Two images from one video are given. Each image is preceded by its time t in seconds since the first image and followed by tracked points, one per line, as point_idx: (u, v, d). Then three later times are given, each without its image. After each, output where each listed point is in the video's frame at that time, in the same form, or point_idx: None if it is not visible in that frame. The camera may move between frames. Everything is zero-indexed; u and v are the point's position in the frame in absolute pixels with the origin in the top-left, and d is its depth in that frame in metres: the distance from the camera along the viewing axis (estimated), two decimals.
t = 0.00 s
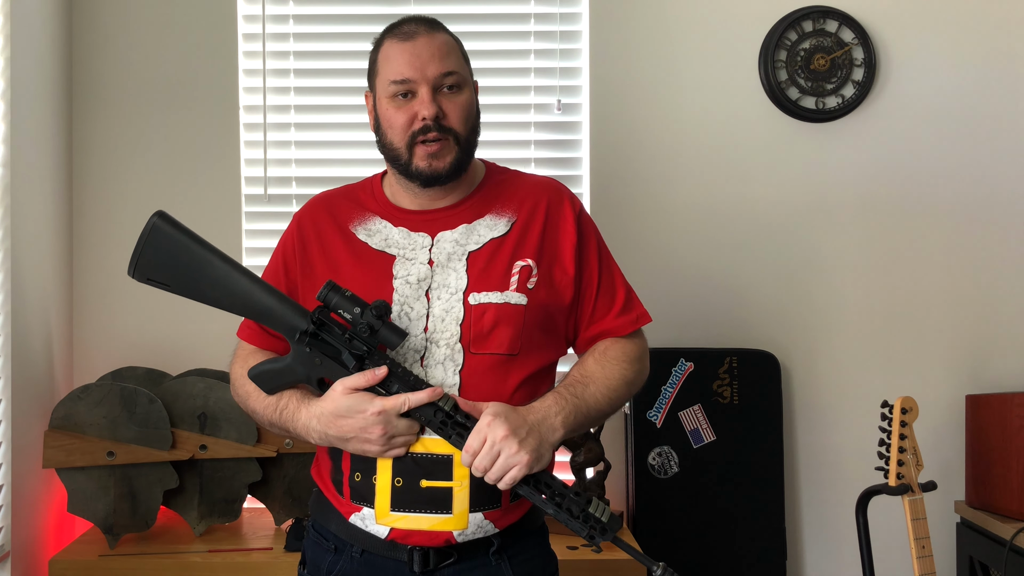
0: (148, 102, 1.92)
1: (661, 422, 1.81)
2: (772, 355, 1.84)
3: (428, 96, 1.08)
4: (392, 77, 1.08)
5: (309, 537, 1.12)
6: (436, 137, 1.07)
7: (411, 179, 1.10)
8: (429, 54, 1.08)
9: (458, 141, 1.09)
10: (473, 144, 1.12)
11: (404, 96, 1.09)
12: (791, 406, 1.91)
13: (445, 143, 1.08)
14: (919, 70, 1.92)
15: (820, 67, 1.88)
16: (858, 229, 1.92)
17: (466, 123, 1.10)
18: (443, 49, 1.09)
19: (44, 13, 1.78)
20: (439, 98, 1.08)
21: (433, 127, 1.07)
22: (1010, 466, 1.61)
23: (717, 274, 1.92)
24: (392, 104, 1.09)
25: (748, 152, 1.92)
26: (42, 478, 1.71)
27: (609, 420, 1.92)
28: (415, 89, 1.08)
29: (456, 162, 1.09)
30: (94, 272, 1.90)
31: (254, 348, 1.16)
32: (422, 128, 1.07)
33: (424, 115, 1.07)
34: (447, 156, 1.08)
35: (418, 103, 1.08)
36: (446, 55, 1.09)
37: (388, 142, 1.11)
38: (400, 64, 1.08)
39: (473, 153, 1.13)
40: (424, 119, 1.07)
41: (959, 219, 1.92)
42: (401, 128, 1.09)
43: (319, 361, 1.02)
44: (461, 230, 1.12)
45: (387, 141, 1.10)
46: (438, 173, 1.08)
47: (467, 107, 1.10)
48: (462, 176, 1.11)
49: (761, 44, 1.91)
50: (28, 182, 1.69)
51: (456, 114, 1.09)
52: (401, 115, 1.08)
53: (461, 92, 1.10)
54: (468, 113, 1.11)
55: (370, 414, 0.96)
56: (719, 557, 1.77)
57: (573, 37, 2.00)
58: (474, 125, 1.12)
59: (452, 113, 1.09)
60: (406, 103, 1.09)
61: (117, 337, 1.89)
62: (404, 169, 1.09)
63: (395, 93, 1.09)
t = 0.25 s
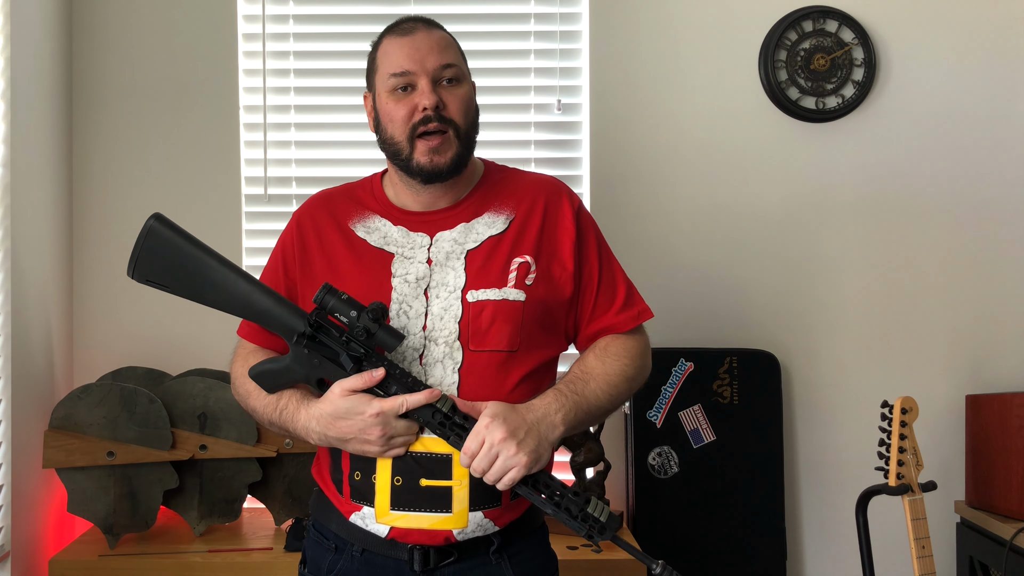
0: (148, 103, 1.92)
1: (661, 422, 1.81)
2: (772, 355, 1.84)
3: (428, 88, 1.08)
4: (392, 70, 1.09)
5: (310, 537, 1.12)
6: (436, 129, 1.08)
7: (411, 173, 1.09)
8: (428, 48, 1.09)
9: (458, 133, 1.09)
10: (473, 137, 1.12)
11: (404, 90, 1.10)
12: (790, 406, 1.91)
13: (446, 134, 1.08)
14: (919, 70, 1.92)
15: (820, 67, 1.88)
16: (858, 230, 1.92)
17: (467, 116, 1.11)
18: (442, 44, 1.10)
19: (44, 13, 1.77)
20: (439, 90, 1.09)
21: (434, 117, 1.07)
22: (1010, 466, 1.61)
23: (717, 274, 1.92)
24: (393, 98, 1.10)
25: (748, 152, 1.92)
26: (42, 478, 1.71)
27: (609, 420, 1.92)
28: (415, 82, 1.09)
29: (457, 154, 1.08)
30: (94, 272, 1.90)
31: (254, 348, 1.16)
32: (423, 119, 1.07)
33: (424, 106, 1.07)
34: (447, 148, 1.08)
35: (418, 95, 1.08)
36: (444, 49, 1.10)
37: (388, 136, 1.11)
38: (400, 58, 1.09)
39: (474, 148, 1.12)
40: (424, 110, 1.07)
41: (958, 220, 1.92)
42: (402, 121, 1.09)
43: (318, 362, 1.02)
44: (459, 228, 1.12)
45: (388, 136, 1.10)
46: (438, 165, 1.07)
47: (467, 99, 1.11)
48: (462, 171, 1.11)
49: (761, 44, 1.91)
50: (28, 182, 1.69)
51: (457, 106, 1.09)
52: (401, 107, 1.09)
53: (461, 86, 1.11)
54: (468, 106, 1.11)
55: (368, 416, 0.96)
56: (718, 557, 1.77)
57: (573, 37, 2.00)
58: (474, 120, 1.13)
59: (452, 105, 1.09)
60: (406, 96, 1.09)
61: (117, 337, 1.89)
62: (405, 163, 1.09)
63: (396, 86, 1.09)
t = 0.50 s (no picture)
0: (148, 102, 1.92)
1: (661, 422, 1.81)
2: (772, 355, 1.84)
3: (442, 92, 1.09)
4: (408, 70, 1.09)
5: (310, 537, 1.12)
6: (448, 133, 1.08)
7: (419, 174, 1.09)
8: (445, 51, 1.09)
9: (467, 139, 1.09)
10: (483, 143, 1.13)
11: (418, 91, 1.10)
12: (790, 406, 1.91)
13: (456, 139, 1.09)
14: (919, 70, 1.92)
15: (820, 67, 1.88)
16: (858, 230, 1.92)
17: (478, 122, 1.11)
18: (458, 48, 1.11)
19: (44, 13, 1.77)
20: (453, 95, 1.09)
21: (447, 121, 1.08)
22: (1010, 466, 1.61)
23: (717, 274, 1.92)
24: (406, 98, 1.10)
25: (748, 152, 1.92)
26: (41, 478, 1.71)
27: (609, 421, 1.92)
28: (429, 84, 1.09)
29: (465, 160, 1.09)
30: (94, 272, 1.90)
31: (253, 347, 1.16)
32: (434, 122, 1.08)
33: (439, 109, 1.07)
34: (456, 153, 1.08)
35: (433, 98, 1.09)
36: (461, 55, 1.11)
37: (398, 136, 1.11)
38: (418, 58, 1.09)
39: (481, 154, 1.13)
40: (438, 113, 1.08)
41: (958, 220, 1.92)
42: (413, 121, 1.09)
43: (316, 364, 1.02)
44: (458, 228, 1.12)
45: (397, 134, 1.11)
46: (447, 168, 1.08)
47: (479, 106, 1.11)
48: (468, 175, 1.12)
49: (761, 44, 1.91)
50: (28, 182, 1.69)
51: (469, 112, 1.10)
52: (414, 108, 1.09)
53: (474, 92, 1.12)
54: (480, 113, 1.12)
55: (367, 419, 0.96)
56: (719, 557, 1.77)
57: (573, 37, 2.00)
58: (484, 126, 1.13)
59: (465, 111, 1.10)
60: (420, 97, 1.09)
61: (117, 337, 1.89)
62: (412, 163, 1.09)
63: (410, 85, 1.09)
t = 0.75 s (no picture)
0: (148, 102, 1.92)
1: (661, 422, 1.81)
2: (772, 355, 1.84)
3: (444, 97, 1.09)
4: (410, 75, 1.09)
5: (309, 536, 1.12)
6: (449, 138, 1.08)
7: (420, 178, 1.09)
8: (447, 57, 1.09)
9: (470, 144, 1.09)
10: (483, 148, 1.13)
11: (419, 96, 1.09)
12: (790, 406, 1.91)
13: (458, 144, 1.08)
14: (919, 70, 1.92)
15: (820, 67, 1.88)
16: (858, 230, 1.92)
17: (479, 128, 1.11)
18: (460, 54, 1.11)
19: (44, 13, 1.77)
20: (455, 100, 1.09)
21: (449, 127, 1.08)
22: (1010, 467, 1.61)
23: (717, 274, 1.92)
24: (407, 103, 1.10)
25: (748, 152, 1.92)
26: (42, 478, 1.71)
27: (609, 421, 1.92)
28: (431, 90, 1.09)
29: (465, 163, 1.09)
30: (94, 272, 1.90)
31: (253, 347, 1.16)
32: (437, 128, 1.08)
33: (440, 116, 1.07)
34: (458, 158, 1.08)
35: (435, 104, 1.08)
36: (463, 60, 1.11)
37: (398, 140, 1.11)
38: (420, 64, 1.09)
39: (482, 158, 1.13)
40: (440, 119, 1.07)
41: (958, 220, 1.92)
42: (415, 126, 1.09)
43: (318, 364, 1.02)
44: (458, 228, 1.12)
45: (398, 138, 1.10)
46: (447, 172, 1.08)
47: (481, 112, 1.11)
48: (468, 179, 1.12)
49: (761, 44, 1.91)
50: (28, 182, 1.69)
51: (471, 117, 1.10)
52: (416, 113, 1.09)
53: (475, 98, 1.11)
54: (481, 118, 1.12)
55: (368, 419, 0.97)
56: (718, 557, 1.77)
57: (573, 37, 2.00)
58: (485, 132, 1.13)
59: (467, 116, 1.10)
60: (422, 102, 1.09)
61: (117, 337, 1.89)
62: (414, 167, 1.09)
63: (412, 91, 1.09)
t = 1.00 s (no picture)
0: (148, 102, 1.92)
1: (661, 422, 1.81)
2: (772, 355, 1.84)
3: (439, 102, 1.08)
4: (404, 80, 1.08)
5: (310, 536, 1.12)
6: (445, 143, 1.08)
7: (417, 182, 1.10)
8: (441, 60, 1.08)
9: (466, 147, 1.09)
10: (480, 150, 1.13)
11: (414, 101, 1.09)
12: (790, 406, 1.91)
13: (454, 150, 1.08)
14: (919, 70, 1.92)
15: (820, 67, 1.88)
16: (858, 230, 1.92)
17: (475, 130, 1.11)
18: (455, 55, 1.09)
19: (44, 12, 1.77)
20: (450, 104, 1.09)
21: (444, 132, 1.07)
22: (1010, 467, 1.61)
23: (717, 274, 1.92)
24: (402, 108, 1.09)
25: (748, 152, 1.92)
26: (41, 478, 1.71)
27: (609, 420, 1.92)
28: (426, 95, 1.08)
29: (463, 167, 1.09)
30: (94, 272, 1.90)
31: (253, 347, 1.16)
32: (433, 133, 1.07)
33: (435, 121, 1.07)
34: (455, 162, 1.09)
35: (429, 109, 1.08)
36: (458, 62, 1.09)
37: (395, 145, 1.11)
38: (413, 68, 1.08)
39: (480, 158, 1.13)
40: (435, 124, 1.07)
41: (958, 220, 1.92)
42: (410, 132, 1.08)
43: (319, 362, 1.02)
44: (458, 228, 1.12)
45: (394, 143, 1.10)
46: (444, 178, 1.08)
47: (476, 114, 1.10)
48: (466, 180, 1.12)
49: (761, 44, 1.91)
50: (28, 182, 1.69)
51: (466, 121, 1.09)
52: (411, 118, 1.08)
53: (471, 100, 1.10)
54: (477, 120, 1.11)
55: (370, 418, 0.97)
56: (718, 557, 1.77)
57: (573, 37, 2.00)
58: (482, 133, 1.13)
59: (463, 119, 1.09)
60: (416, 107, 1.09)
61: (116, 337, 1.89)
62: (411, 172, 1.09)
63: (406, 97, 1.08)
